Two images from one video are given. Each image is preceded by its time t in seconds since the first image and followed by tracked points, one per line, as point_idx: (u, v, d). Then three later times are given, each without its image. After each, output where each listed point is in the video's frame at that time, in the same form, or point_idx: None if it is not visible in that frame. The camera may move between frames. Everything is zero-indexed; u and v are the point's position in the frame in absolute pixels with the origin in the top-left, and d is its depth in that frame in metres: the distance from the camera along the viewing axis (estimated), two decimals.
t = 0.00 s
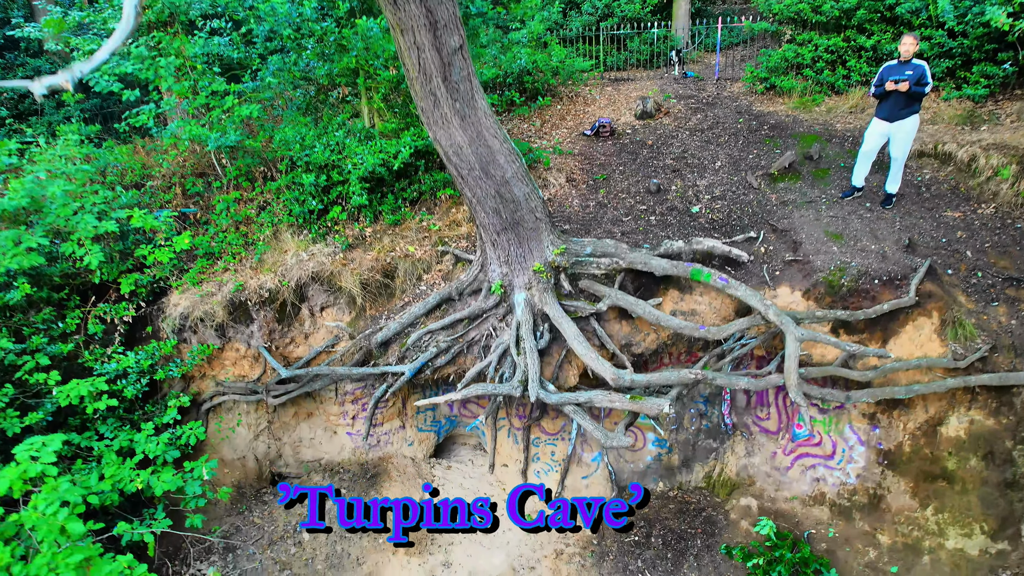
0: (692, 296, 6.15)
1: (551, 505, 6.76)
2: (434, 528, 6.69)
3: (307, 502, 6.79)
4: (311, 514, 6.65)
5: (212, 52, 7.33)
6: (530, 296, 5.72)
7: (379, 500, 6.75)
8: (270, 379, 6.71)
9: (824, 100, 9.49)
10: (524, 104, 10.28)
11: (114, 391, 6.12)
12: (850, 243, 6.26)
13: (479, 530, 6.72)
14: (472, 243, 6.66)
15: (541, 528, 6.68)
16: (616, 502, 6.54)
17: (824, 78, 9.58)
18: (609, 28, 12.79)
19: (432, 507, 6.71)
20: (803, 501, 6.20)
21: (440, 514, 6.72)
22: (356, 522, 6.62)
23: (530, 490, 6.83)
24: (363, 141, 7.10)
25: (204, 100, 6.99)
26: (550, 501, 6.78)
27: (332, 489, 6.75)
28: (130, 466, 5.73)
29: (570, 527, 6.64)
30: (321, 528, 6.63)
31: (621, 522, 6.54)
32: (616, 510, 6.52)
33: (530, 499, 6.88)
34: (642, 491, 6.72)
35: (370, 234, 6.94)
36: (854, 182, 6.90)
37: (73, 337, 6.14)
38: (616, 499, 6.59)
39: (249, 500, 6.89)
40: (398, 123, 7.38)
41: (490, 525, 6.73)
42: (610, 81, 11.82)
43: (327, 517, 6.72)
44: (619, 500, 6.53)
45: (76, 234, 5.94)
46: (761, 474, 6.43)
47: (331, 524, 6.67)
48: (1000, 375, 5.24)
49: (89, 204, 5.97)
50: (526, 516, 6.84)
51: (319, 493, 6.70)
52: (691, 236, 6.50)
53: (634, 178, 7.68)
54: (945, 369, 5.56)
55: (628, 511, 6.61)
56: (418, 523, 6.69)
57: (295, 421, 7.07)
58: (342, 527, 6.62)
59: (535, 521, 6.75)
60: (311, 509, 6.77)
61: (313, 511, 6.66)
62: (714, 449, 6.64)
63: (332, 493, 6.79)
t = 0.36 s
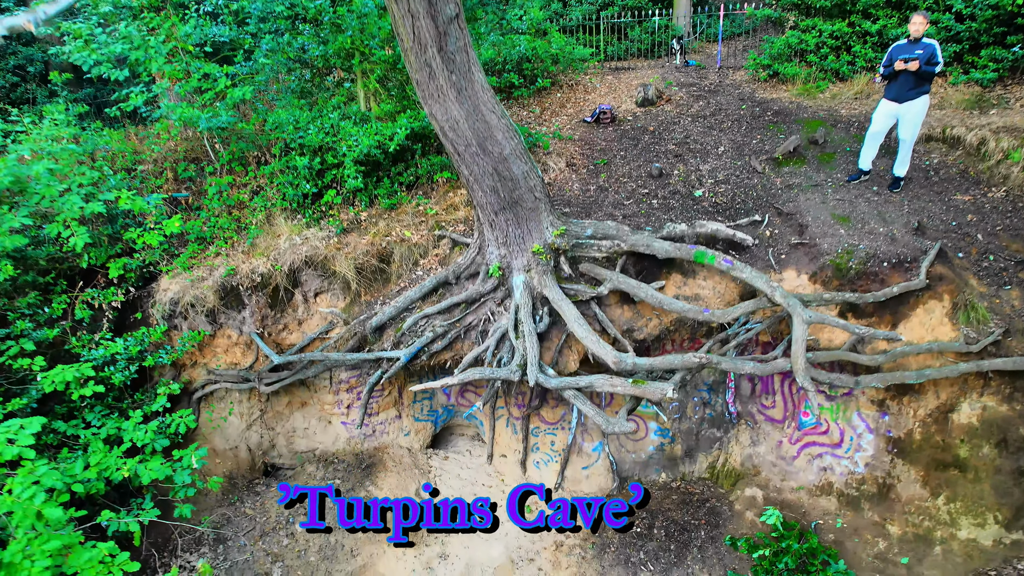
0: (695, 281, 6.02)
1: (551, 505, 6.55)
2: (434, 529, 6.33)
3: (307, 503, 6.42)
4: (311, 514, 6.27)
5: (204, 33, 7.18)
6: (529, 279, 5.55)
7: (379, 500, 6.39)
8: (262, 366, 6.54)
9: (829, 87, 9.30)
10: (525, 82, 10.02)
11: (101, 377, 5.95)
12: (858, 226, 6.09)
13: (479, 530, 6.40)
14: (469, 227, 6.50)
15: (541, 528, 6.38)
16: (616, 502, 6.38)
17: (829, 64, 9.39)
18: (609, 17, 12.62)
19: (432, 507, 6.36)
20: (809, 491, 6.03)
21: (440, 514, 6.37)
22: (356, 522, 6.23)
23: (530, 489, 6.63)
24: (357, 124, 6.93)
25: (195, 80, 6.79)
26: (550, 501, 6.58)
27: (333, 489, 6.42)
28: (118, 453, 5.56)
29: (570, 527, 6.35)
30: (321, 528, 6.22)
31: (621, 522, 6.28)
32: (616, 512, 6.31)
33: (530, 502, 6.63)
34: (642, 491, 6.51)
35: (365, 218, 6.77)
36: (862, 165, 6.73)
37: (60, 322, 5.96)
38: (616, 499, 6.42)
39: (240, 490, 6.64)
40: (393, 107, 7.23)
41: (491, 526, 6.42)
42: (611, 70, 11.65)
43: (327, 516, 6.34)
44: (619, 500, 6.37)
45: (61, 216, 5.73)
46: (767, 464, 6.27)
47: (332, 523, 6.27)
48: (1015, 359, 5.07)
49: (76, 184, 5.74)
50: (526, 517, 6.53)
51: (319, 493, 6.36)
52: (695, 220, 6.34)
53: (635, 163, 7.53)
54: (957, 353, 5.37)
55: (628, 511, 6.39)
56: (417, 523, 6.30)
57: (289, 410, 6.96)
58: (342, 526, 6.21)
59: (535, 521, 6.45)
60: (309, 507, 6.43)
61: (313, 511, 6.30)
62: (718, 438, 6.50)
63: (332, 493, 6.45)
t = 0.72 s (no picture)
0: (698, 265, 5.87)
1: (551, 504, 6.29)
2: (434, 529, 6.07)
3: (308, 503, 6.14)
4: (311, 514, 6.01)
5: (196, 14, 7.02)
6: (528, 260, 5.39)
7: (379, 500, 6.13)
8: (254, 353, 6.39)
9: (833, 73, 9.13)
10: (524, 66, 9.78)
11: (88, 364, 5.78)
12: (865, 208, 5.94)
13: (479, 530, 6.14)
14: (466, 210, 6.34)
15: (541, 528, 6.12)
16: (616, 502, 6.19)
17: (833, 50, 9.22)
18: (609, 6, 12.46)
19: (432, 506, 6.14)
20: (816, 480, 5.87)
21: (440, 514, 6.13)
22: (357, 522, 5.98)
23: (530, 489, 6.37)
24: (351, 106, 6.78)
25: (186, 61, 6.64)
26: (550, 501, 6.31)
27: (332, 489, 6.12)
28: (105, 441, 5.40)
29: (570, 527, 6.10)
30: (321, 528, 5.96)
31: (621, 522, 6.05)
32: (616, 512, 6.10)
33: (529, 502, 6.35)
34: (643, 491, 6.26)
35: (360, 202, 6.61)
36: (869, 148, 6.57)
37: (46, 308, 5.80)
38: (616, 499, 6.22)
39: (231, 480, 6.45)
40: (389, 90, 7.08)
41: (491, 526, 6.15)
42: (611, 59, 11.49)
43: (327, 516, 6.05)
44: (619, 500, 6.17)
45: (46, 197, 5.57)
46: (771, 453, 6.11)
47: (332, 524, 5.98)
48: None
49: (61, 164, 5.58)
50: (526, 517, 6.26)
51: (318, 493, 6.09)
52: (697, 202, 6.19)
53: (636, 148, 7.38)
54: (968, 337, 5.19)
55: (628, 510, 6.15)
56: (417, 523, 6.06)
57: (282, 399, 6.79)
58: (342, 527, 5.96)
59: (535, 520, 6.19)
60: (306, 505, 6.16)
61: (313, 511, 6.04)
62: (721, 428, 6.34)
63: (332, 493, 6.15)
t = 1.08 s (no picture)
0: (701, 247, 5.77)
1: (551, 504, 6.06)
2: (434, 530, 5.85)
3: (307, 502, 5.90)
4: (311, 514, 5.75)
5: None
6: (527, 240, 5.27)
7: (378, 500, 5.89)
8: (249, 337, 6.26)
9: (836, 59, 9.01)
10: (523, 41, 9.42)
11: (79, 348, 5.66)
12: (871, 189, 5.82)
13: (478, 529, 5.90)
14: (465, 192, 6.23)
15: (541, 528, 5.89)
16: (616, 502, 5.95)
17: (836, 35, 9.09)
18: None
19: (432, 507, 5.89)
20: (821, 466, 5.75)
21: (441, 514, 5.90)
22: (357, 523, 5.74)
23: (530, 489, 6.15)
24: (348, 87, 6.66)
25: (180, 42, 6.52)
26: (549, 501, 6.09)
27: (332, 488, 5.89)
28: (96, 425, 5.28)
29: (570, 527, 5.85)
30: (321, 528, 5.70)
31: (620, 522, 5.83)
32: (617, 512, 5.88)
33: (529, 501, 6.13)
34: (642, 491, 6.02)
35: (357, 184, 6.49)
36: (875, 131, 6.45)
37: (36, 290, 5.68)
38: (616, 499, 5.98)
39: (226, 467, 6.31)
40: (386, 73, 6.97)
41: (491, 526, 5.91)
42: (611, 48, 11.38)
43: (327, 516, 5.79)
44: (619, 500, 5.93)
45: (35, 176, 5.44)
46: (776, 439, 5.99)
47: (331, 522, 5.73)
48: None
49: (51, 143, 5.46)
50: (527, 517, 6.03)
51: (319, 493, 5.85)
52: (701, 183, 6.08)
53: (638, 131, 7.28)
54: (978, 317, 5.07)
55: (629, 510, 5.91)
56: (417, 522, 5.84)
57: (277, 386, 6.68)
58: (341, 526, 5.72)
59: (535, 520, 5.96)
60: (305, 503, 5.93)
61: (312, 509, 5.78)
62: (724, 414, 6.23)
63: (332, 494, 5.91)
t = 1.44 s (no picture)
0: (705, 229, 5.69)
1: (550, 505, 5.84)
2: (434, 530, 5.64)
3: (308, 503, 5.68)
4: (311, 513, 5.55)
5: None
6: (529, 219, 5.17)
7: (379, 500, 5.70)
8: (246, 322, 6.16)
9: (840, 47, 8.91)
10: (524, 24, 9.24)
11: (72, 331, 5.55)
12: (878, 169, 5.72)
13: (478, 530, 5.68)
14: (466, 174, 6.14)
15: (540, 528, 5.68)
16: (616, 502, 5.75)
17: (840, 22, 8.99)
18: None
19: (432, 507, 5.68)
20: (828, 452, 5.65)
21: (441, 514, 5.68)
22: (357, 523, 5.55)
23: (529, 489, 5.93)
24: (346, 70, 6.57)
25: (176, 24, 6.43)
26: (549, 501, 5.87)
27: (333, 489, 5.69)
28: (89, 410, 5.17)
29: (569, 527, 5.64)
30: (321, 528, 5.50)
31: (620, 523, 5.63)
32: (616, 513, 5.67)
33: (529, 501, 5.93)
34: (642, 491, 5.82)
35: (355, 167, 6.40)
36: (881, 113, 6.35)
37: (28, 273, 5.57)
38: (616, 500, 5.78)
39: (222, 454, 6.19)
40: (385, 56, 6.88)
41: (491, 526, 5.69)
42: (613, 38, 11.28)
43: (327, 517, 5.59)
44: (619, 500, 5.74)
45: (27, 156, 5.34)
46: (782, 425, 5.90)
47: (332, 525, 5.53)
48: None
49: (44, 122, 5.36)
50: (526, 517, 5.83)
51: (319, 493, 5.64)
52: (704, 165, 5.99)
53: (640, 115, 7.19)
54: (989, 298, 4.97)
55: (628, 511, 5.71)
56: (417, 523, 5.63)
57: (275, 372, 6.59)
58: (342, 527, 5.54)
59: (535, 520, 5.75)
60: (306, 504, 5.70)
61: (313, 510, 5.57)
62: (728, 400, 6.13)
63: (332, 494, 5.71)
